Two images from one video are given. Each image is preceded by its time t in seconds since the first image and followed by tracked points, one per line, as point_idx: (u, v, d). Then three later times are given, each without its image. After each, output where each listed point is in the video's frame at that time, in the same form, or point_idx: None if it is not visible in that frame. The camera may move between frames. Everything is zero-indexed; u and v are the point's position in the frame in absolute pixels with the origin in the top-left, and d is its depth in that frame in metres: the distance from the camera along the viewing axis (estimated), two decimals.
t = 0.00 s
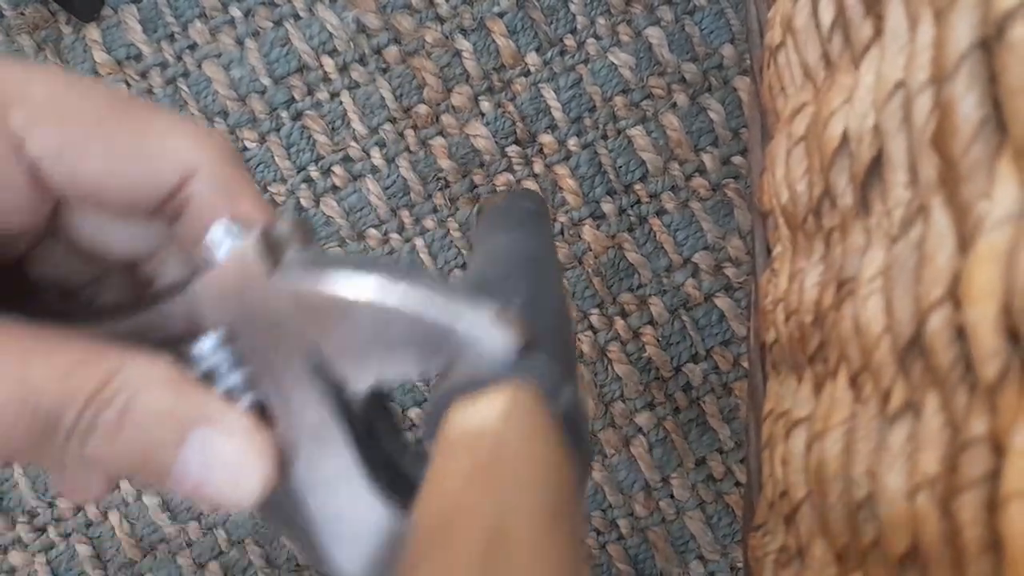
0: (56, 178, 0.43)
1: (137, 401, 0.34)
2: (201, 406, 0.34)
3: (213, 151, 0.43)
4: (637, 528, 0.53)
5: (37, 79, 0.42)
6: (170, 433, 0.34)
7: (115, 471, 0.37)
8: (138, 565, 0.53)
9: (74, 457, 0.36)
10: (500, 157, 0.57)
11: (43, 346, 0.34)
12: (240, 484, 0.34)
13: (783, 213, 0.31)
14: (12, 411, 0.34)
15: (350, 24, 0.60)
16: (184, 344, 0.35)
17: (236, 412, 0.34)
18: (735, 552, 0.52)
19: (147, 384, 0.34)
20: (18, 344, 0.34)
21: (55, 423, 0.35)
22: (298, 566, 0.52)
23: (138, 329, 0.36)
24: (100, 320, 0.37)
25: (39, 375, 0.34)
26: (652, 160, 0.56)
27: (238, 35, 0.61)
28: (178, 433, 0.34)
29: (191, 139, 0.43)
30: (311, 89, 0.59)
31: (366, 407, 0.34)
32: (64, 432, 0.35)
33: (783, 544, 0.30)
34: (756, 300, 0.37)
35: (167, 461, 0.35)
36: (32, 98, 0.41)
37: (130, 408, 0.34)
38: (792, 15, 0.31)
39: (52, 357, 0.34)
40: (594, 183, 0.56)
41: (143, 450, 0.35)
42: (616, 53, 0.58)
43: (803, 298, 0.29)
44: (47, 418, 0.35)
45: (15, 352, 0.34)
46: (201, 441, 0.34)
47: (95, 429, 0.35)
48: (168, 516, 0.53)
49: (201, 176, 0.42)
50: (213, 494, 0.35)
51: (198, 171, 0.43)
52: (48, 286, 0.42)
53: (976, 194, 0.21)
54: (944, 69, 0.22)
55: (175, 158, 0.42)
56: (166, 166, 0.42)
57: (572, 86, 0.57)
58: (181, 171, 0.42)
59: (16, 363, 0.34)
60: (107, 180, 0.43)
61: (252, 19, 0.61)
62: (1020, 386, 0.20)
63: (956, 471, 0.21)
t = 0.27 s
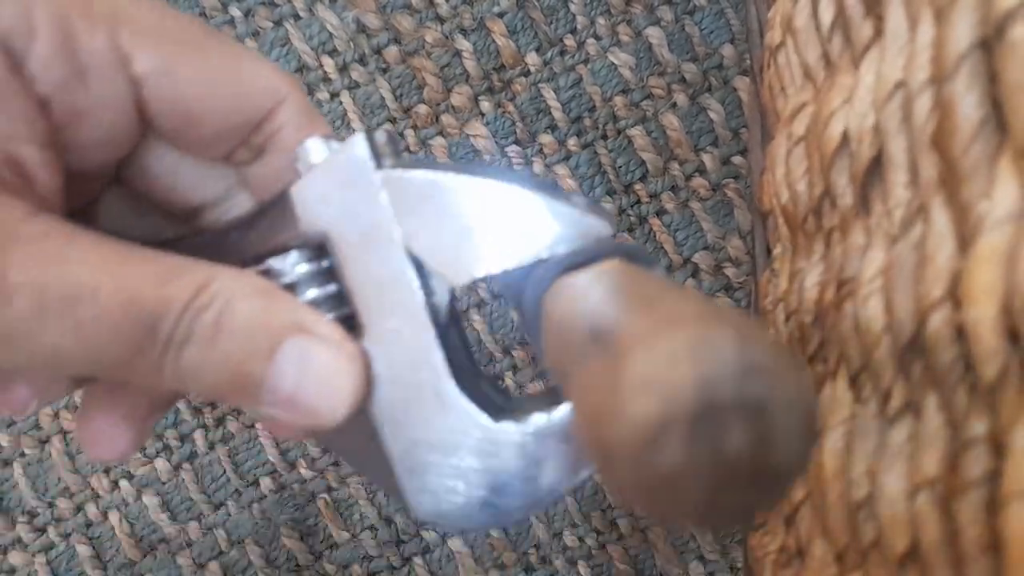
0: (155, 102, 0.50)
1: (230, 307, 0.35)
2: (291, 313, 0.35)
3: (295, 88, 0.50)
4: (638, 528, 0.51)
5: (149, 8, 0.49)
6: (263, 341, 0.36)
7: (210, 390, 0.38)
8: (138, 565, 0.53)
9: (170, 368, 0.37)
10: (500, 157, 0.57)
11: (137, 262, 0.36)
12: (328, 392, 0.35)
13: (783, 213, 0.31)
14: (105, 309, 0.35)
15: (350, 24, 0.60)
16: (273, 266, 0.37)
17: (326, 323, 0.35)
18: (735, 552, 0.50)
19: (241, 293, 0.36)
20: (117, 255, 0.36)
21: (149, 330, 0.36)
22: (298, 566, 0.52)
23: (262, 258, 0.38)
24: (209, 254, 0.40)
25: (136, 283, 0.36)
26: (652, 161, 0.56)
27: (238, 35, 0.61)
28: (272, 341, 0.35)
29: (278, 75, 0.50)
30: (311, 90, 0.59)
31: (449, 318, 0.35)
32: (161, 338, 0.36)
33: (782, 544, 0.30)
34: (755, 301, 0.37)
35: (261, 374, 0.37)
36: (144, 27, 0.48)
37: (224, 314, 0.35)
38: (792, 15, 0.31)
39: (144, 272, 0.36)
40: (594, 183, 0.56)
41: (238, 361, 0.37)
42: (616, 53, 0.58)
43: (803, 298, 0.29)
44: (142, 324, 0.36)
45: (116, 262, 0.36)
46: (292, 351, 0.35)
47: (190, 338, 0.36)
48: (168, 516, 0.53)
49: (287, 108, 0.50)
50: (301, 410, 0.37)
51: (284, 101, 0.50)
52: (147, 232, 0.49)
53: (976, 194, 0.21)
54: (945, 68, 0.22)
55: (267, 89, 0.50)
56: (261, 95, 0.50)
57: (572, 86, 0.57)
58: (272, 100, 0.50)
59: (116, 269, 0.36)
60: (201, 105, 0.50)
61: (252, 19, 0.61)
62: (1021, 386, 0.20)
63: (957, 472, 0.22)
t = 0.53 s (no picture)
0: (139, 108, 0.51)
1: (229, 290, 0.39)
2: (286, 297, 0.39)
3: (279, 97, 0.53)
4: (640, 532, 0.51)
5: (149, 25, 0.52)
6: (259, 323, 0.39)
7: (209, 373, 0.41)
8: (131, 569, 0.52)
9: (175, 350, 0.40)
10: (500, 154, 0.56)
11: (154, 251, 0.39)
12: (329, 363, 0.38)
13: (788, 211, 0.30)
14: (118, 291, 0.38)
15: (347, 20, 0.59)
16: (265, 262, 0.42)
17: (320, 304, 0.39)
18: (740, 557, 0.50)
19: (239, 278, 0.39)
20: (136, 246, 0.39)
21: (159, 310, 0.39)
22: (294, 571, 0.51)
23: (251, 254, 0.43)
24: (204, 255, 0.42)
25: (145, 267, 0.39)
26: (655, 159, 0.55)
27: (233, 30, 0.60)
28: (265, 316, 0.39)
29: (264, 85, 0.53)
30: (308, 86, 0.59)
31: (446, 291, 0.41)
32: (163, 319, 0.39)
33: (787, 549, 0.29)
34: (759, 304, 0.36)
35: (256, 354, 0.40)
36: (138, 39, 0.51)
37: (223, 295, 0.39)
38: (797, 10, 0.30)
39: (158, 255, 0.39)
40: (595, 181, 0.55)
41: (233, 343, 0.40)
42: (617, 49, 0.57)
43: (809, 298, 0.28)
44: (150, 306, 0.39)
45: (129, 248, 0.39)
46: (288, 327, 0.39)
47: (192, 321, 0.39)
48: (163, 520, 0.53)
49: (276, 116, 0.53)
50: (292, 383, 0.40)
51: (271, 110, 0.53)
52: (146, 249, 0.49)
53: (982, 193, 0.21)
54: (951, 65, 0.21)
55: (249, 96, 0.52)
56: (247, 104, 0.52)
57: (573, 82, 0.56)
58: (259, 107, 0.52)
59: (129, 255, 0.39)
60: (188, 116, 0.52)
61: (247, 14, 0.60)
62: None
63: (962, 474, 0.21)
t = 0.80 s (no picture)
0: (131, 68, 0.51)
1: (228, 256, 0.38)
2: (285, 261, 0.38)
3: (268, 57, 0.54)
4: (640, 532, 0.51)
5: None
6: (258, 287, 0.38)
7: (207, 337, 0.41)
8: (131, 570, 0.52)
9: (175, 317, 0.40)
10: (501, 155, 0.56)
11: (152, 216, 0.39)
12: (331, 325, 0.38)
13: (788, 211, 0.30)
14: (117, 259, 0.38)
15: (347, 20, 0.59)
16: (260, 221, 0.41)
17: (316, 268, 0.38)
18: (740, 557, 0.50)
19: (239, 241, 0.38)
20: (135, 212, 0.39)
21: (159, 275, 0.38)
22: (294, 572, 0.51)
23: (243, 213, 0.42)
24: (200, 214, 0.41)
25: (144, 233, 0.38)
26: (655, 158, 0.55)
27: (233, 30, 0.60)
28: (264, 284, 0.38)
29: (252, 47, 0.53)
30: (307, 86, 0.59)
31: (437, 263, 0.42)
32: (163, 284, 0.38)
33: (786, 549, 0.29)
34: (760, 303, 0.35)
35: (256, 318, 0.39)
36: (123, 3, 0.51)
37: (222, 259, 0.38)
38: (796, 11, 0.30)
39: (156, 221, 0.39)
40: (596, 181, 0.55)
41: (233, 308, 0.39)
42: (617, 49, 0.57)
43: (809, 297, 0.28)
44: (150, 271, 0.38)
45: (127, 216, 0.38)
46: (286, 290, 0.38)
47: (192, 287, 0.39)
48: (163, 520, 0.53)
49: (265, 77, 0.53)
50: (291, 345, 0.39)
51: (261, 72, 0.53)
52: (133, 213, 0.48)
53: (983, 194, 0.21)
54: (950, 66, 0.21)
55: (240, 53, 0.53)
56: (238, 63, 0.53)
57: (573, 82, 0.57)
58: (250, 68, 0.53)
59: (128, 223, 0.38)
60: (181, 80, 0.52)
61: (248, 14, 0.60)
62: None
63: (962, 474, 0.21)
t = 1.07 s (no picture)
0: None
1: (228, 221, 0.37)
2: (282, 215, 0.36)
3: None
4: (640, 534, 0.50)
5: None
6: (258, 245, 0.37)
7: (219, 275, 0.40)
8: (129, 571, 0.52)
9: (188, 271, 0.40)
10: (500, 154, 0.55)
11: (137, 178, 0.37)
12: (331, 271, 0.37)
13: (790, 211, 0.30)
14: (128, 247, 0.37)
15: (345, 18, 0.59)
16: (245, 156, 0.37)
17: (310, 217, 0.36)
18: (742, 560, 0.49)
19: (234, 204, 0.37)
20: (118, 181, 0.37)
21: (172, 246, 0.38)
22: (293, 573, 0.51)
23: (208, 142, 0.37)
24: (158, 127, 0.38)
25: (144, 208, 0.37)
26: (656, 158, 0.54)
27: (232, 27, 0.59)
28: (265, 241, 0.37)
29: None
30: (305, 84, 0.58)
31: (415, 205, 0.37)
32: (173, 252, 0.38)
33: (788, 550, 0.29)
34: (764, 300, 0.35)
35: (257, 265, 0.39)
36: None
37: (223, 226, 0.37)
38: (798, 9, 0.30)
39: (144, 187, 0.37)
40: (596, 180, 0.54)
41: (238, 260, 0.39)
42: (617, 47, 0.56)
43: (811, 297, 0.28)
44: (161, 243, 0.38)
45: (123, 197, 0.37)
46: (285, 247, 0.37)
47: (200, 248, 0.38)
48: (161, 521, 0.52)
49: None
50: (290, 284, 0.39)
51: None
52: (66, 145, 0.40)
53: (985, 192, 0.20)
54: (952, 65, 0.21)
55: None
56: None
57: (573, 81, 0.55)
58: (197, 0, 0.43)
59: (128, 202, 0.37)
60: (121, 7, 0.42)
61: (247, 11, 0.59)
62: None
63: (964, 475, 0.21)
